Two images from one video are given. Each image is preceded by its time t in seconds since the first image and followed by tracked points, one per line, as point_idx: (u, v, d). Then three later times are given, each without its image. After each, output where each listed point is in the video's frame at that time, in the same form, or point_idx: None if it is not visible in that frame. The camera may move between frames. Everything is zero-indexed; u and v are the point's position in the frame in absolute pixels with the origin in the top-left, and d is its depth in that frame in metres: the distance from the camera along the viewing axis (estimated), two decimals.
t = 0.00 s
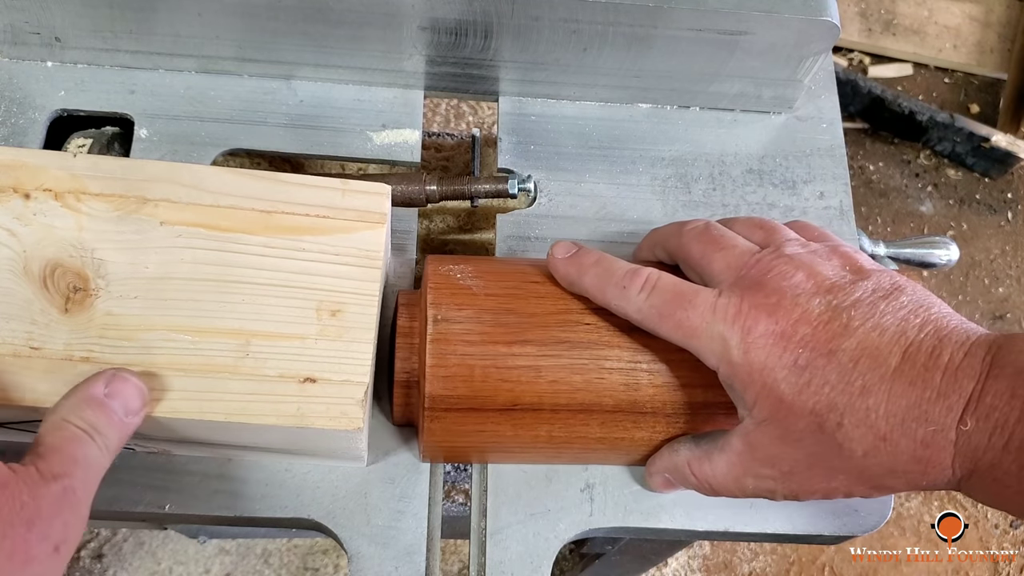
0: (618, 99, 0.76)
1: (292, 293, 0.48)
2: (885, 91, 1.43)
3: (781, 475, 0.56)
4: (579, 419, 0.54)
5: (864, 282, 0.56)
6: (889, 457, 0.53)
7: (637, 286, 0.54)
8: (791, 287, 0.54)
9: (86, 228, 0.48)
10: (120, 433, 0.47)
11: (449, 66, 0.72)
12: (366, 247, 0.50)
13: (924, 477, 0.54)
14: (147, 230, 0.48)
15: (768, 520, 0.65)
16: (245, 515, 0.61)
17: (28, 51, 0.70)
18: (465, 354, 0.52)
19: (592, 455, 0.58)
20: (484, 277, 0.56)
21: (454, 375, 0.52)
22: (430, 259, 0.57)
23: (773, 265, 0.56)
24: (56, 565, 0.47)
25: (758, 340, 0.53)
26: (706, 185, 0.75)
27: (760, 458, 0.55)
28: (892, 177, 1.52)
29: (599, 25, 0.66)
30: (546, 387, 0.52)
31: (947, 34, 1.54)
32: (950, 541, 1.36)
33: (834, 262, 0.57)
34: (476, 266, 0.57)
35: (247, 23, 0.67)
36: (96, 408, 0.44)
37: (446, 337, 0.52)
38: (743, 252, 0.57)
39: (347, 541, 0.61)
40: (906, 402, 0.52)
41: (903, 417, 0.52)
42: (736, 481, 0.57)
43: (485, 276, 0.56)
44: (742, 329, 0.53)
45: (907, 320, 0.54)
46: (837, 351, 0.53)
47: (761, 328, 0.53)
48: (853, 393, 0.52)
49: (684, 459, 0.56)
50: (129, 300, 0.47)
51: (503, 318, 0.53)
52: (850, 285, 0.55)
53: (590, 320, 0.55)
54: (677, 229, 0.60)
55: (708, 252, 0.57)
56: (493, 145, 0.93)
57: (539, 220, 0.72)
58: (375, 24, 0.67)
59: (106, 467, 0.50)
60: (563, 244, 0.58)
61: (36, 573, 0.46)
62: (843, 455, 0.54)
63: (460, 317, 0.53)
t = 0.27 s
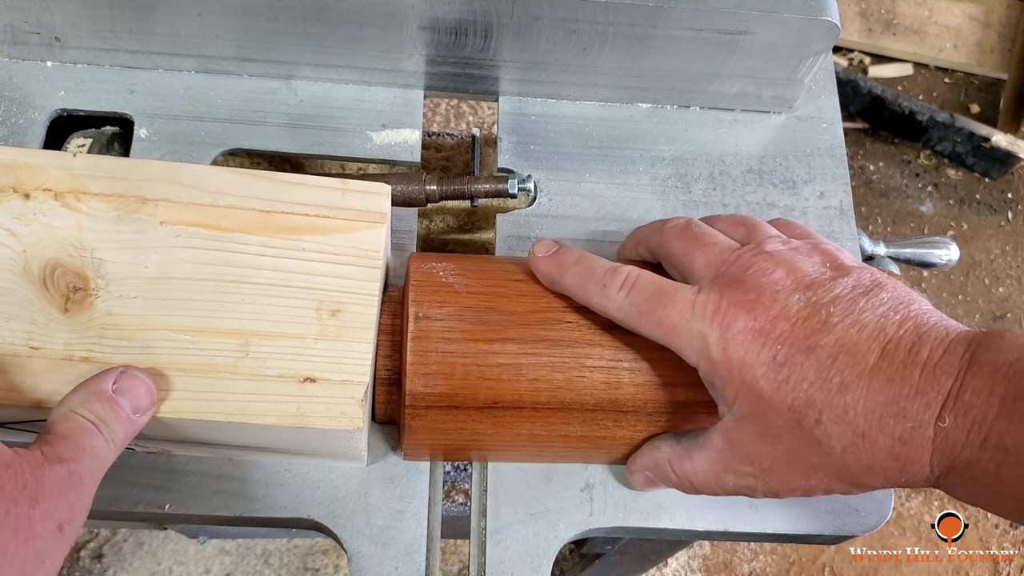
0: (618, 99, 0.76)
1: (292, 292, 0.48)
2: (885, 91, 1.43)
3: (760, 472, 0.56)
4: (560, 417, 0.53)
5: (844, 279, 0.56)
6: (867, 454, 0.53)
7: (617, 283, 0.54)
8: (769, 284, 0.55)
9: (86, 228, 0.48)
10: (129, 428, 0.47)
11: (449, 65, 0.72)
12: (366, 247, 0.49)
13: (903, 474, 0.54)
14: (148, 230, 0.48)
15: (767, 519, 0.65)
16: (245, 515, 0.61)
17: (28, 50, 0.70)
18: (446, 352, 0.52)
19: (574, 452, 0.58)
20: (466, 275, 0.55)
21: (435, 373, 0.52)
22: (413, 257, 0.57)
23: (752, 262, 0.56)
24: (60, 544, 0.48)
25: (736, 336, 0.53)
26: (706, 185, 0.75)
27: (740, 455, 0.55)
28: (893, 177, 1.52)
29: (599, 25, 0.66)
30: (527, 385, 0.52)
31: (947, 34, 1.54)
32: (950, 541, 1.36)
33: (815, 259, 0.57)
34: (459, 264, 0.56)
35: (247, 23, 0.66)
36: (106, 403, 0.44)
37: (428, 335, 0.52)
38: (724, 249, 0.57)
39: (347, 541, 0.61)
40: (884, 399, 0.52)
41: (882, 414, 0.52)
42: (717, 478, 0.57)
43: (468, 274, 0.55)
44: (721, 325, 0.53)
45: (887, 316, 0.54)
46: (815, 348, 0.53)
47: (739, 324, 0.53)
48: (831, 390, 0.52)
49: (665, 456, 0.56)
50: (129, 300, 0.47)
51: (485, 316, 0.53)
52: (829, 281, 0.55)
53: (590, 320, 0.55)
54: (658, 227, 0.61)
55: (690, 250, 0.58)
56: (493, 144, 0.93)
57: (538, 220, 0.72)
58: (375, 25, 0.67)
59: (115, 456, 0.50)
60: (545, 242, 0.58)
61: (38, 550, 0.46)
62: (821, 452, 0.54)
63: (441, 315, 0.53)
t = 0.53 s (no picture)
0: (618, 99, 0.76)
1: (292, 292, 0.48)
2: (885, 91, 1.43)
3: (756, 468, 0.56)
4: (560, 416, 0.53)
5: (842, 275, 0.56)
6: (862, 448, 0.53)
7: (613, 280, 0.54)
8: (766, 279, 0.55)
9: (86, 228, 0.48)
10: (129, 427, 0.47)
11: (449, 65, 0.72)
12: (366, 247, 0.49)
13: (900, 470, 0.54)
14: (148, 230, 0.48)
15: (767, 519, 0.65)
16: (245, 515, 0.61)
17: (28, 50, 0.70)
18: (446, 352, 0.52)
19: (574, 451, 0.58)
20: (465, 274, 0.55)
21: (435, 372, 0.52)
22: (412, 257, 0.57)
23: (750, 258, 0.56)
24: (59, 536, 0.47)
25: (733, 330, 0.53)
26: (706, 184, 0.75)
27: (736, 450, 0.55)
28: (893, 177, 1.52)
29: (599, 25, 0.66)
30: (527, 384, 0.52)
31: (947, 34, 1.54)
32: (950, 541, 1.36)
33: (813, 256, 0.57)
34: (458, 263, 0.56)
35: (247, 23, 0.66)
36: (106, 402, 0.44)
37: (427, 334, 0.52)
38: (722, 245, 0.57)
39: (346, 541, 0.61)
40: (880, 393, 0.52)
41: (877, 408, 0.52)
42: (713, 474, 0.57)
43: (467, 273, 0.56)
44: (717, 319, 0.53)
45: (884, 311, 0.54)
46: (811, 342, 0.53)
47: (736, 318, 0.53)
48: (826, 384, 0.52)
49: (662, 452, 0.56)
50: (129, 300, 0.47)
51: (484, 315, 0.53)
52: (826, 277, 0.56)
53: (590, 319, 0.55)
54: (656, 224, 0.61)
55: (688, 246, 0.58)
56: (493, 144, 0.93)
57: (538, 220, 0.72)
58: (375, 25, 0.67)
59: (117, 452, 0.50)
60: (542, 240, 0.58)
61: (38, 540, 0.46)
62: (817, 446, 0.53)
63: (440, 314, 0.53)
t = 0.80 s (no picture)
0: (618, 99, 0.76)
1: (292, 292, 0.48)
2: (885, 91, 1.43)
3: (752, 459, 0.56)
4: (559, 409, 0.54)
5: (840, 267, 0.56)
6: (858, 439, 0.52)
7: (611, 272, 0.54)
8: (763, 270, 0.55)
9: (86, 228, 0.48)
10: (129, 429, 0.47)
11: (449, 65, 0.72)
12: (366, 246, 0.49)
13: (895, 462, 0.54)
14: (148, 230, 0.48)
15: (768, 519, 0.65)
16: (245, 516, 0.61)
17: (28, 50, 0.70)
18: (445, 344, 0.52)
19: (572, 444, 0.58)
20: (463, 268, 0.55)
21: (434, 365, 0.52)
22: (410, 250, 0.56)
23: (747, 249, 0.56)
24: (59, 537, 0.47)
25: (730, 321, 0.53)
26: (706, 184, 0.75)
27: (733, 441, 0.55)
28: (893, 177, 1.52)
29: (599, 24, 0.66)
30: (526, 376, 0.52)
31: (947, 34, 1.54)
32: (950, 541, 1.36)
33: (811, 248, 0.57)
34: (456, 256, 0.56)
35: (247, 23, 0.66)
36: (106, 403, 0.44)
37: (426, 327, 0.52)
38: (720, 237, 0.57)
39: (346, 541, 0.61)
40: (877, 384, 0.52)
41: (874, 399, 0.52)
42: (709, 466, 0.56)
43: (465, 266, 0.55)
44: (713, 311, 0.53)
45: (882, 303, 0.54)
46: (808, 333, 0.53)
47: (733, 310, 0.53)
48: (823, 375, 0.52)
49: (660, 444, 0.56)
50: (129, 300, 0.47)
51: (482, 308, 0.53)
52: (824, 268, 0.55)
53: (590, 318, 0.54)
54: (654, 218, 0.61)
55: (686, 238, 0.58)
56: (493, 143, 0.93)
57: (538, 219, 0.72)
58: (375, 25, 0.67)
59: (117, 454, 0.50)
60: (539, 233, 0.58)
61: (39, 541, 0.46)
62: (813, 438, 0.53)
63: (439, 307, 0.53)
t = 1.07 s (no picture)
0: (618, 100, 0.76)
1: (292, 292, 0.48)
2: (885, 91, 1.43)
3: (725, 490, 0.56)
4: (532, 423, 0.54)
5: (822, 301, 0.55)
6: (833, 477, 0.52)
7: (594, 292, 0.53)
8: (745, 302, 0.54)
9: (86, 228, 0.48)
10: (130, 427, 0.47)
11: (449, 65, 0.72)
12: (366, 247, 0.49)
13: (870, 501, 0.53)
14: (148, 230, 0.48)
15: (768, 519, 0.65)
16: (245, 515, 0.61)
17: (28, 50, 0.70)
18: (423, 348, 0.52)
19: (547, 459, 0.58)
20: (451, 273, 0.56)
21: (409, 369, 0.52)
22: (401, 252, 0.57)
23: (730, 279, 0.56)
24: (62, 532, 0.47)
25: (708, 352, 0.53)
26: (706, 185, 0.75)
27: (707, 473, 0.55)
28: (893, 177, 1.52)
29: (599, 24, 0.66)
30: (501, 388, 0.52)
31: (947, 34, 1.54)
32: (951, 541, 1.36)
33: (796, 279, 0.57)
34: (446, 262, 0.57)
35: (247, 23, 0.66)
36: (107, 402, 0.44)
37: (406, 330, 0.52)
38: (704, 265, 0.57)
39: (346, 541, 0.61)
40: (854, 422, 0.52)
41: (850, 438, 0.52)
42: (682, 494, 0.56)
43: (453, 272, 0.56)
44: (692, 339, 0.53)
45: (863, 340, 0.54)
46: (787, 367, 0.53)
47: (712, 340, 0.53)
48: (800, 411, 0.52)
49: (633, 469, 0.55)
50: (129, 300, 0.47)
51: (464, 316, 0.53)
52: (807, 302, 0.55)
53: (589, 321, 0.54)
54: (639, 240, 0.60)
55: (669, 264, 0.57)
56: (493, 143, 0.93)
57: (538, 220, 0.72)
58: (375, 25, 0.67)
59: (118, 452, 0.50)
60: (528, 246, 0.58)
61: (41, 535, 0.46)
62: (788, 472, 0.53)
63: (422, 311, 0.53)
